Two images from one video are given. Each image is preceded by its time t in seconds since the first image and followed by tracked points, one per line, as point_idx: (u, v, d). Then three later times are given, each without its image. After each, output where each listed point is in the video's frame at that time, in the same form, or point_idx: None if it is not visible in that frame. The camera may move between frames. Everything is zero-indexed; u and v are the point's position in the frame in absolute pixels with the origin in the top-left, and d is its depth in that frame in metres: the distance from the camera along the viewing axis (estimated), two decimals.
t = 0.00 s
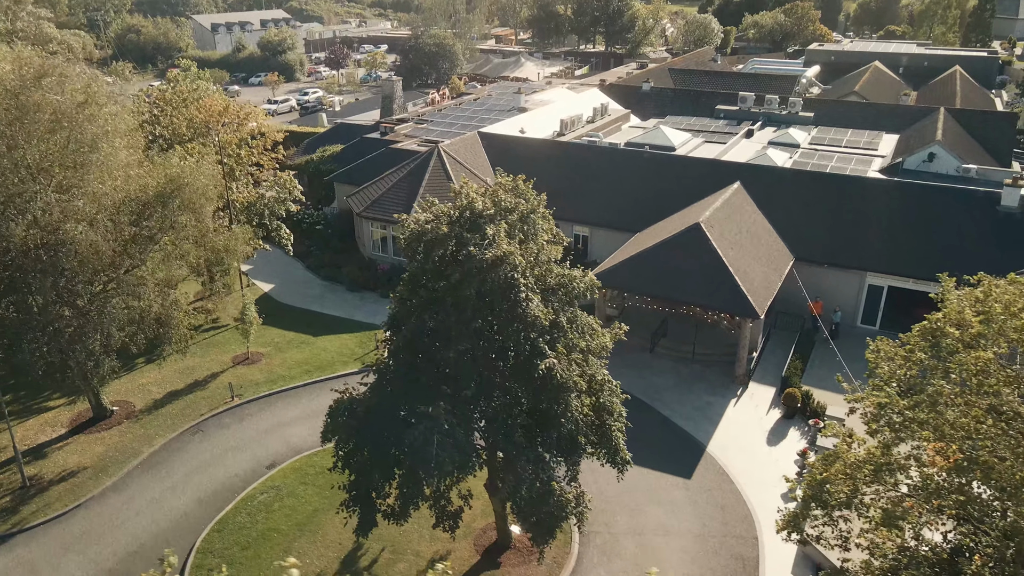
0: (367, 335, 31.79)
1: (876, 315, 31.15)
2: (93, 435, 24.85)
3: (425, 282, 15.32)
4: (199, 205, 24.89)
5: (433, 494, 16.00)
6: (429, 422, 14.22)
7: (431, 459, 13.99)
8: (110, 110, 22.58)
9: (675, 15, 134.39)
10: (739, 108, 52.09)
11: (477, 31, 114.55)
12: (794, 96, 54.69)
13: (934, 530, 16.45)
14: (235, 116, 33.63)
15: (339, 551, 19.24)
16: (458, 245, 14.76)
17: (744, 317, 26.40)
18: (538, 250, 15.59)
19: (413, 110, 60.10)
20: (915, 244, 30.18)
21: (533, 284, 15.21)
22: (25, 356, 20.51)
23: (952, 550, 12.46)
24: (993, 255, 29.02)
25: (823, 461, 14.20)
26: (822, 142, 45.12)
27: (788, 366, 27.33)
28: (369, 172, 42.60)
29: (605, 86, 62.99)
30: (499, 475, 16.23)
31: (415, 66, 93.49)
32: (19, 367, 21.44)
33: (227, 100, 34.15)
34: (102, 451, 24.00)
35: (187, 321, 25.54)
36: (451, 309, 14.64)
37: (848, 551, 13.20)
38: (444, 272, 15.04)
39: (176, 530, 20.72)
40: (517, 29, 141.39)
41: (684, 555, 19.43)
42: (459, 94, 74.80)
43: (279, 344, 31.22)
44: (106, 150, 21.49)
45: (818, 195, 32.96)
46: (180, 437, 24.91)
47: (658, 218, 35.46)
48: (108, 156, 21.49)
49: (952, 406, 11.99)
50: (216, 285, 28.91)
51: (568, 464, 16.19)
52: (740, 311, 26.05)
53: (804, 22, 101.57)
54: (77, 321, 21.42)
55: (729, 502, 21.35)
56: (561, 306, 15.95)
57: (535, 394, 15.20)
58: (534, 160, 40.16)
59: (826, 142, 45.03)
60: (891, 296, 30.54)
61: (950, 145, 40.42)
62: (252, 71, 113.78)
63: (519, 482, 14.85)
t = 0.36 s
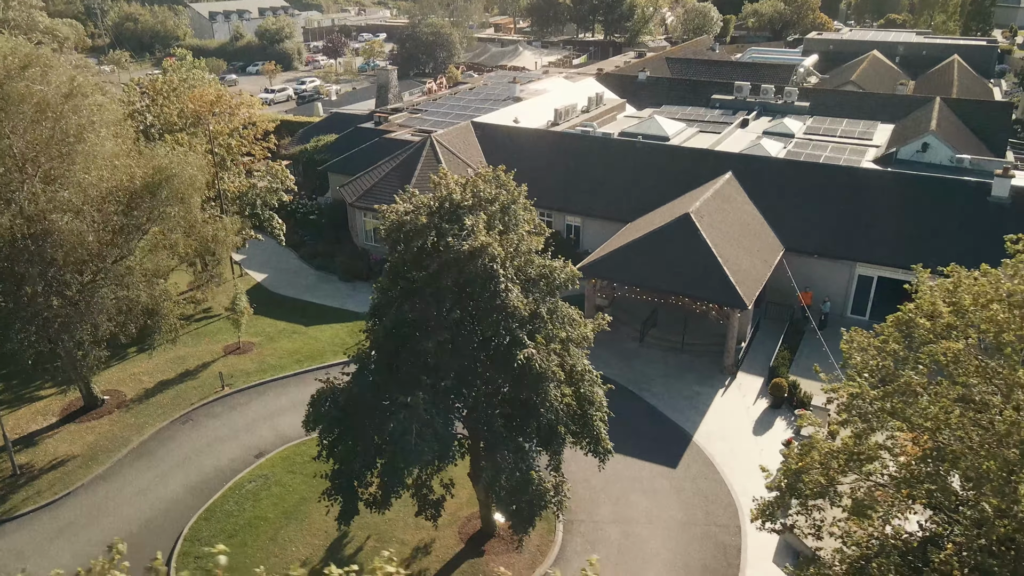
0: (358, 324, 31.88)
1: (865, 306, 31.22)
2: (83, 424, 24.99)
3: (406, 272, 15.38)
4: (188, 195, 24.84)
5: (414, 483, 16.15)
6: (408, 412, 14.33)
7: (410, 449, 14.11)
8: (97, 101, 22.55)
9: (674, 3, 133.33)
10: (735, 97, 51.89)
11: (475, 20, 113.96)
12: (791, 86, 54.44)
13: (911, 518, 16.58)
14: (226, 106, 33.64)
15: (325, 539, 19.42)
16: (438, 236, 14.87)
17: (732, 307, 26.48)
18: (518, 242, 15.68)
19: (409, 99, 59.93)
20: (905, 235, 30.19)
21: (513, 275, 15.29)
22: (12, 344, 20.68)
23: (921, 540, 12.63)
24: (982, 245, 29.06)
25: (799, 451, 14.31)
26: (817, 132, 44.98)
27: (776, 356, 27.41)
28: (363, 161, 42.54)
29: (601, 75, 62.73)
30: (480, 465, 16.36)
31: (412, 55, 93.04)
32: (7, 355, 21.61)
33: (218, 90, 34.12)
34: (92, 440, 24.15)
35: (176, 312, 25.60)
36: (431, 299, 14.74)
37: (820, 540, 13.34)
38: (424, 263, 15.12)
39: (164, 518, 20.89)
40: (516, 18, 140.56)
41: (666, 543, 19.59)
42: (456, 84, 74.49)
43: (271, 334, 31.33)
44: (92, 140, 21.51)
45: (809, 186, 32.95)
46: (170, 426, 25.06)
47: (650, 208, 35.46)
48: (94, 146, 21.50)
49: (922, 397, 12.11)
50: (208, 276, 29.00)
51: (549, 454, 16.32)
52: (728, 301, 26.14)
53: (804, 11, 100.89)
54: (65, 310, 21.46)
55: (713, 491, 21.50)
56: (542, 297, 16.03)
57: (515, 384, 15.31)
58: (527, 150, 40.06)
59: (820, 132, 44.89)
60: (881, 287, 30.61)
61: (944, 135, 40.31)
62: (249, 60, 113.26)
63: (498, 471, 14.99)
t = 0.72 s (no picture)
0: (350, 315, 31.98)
1: (855, 297, 31.28)
2: (74, 413, 25.16)
3: (386, 263, 15.47)
4: (175, 186, 24.90)
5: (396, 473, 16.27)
6: (388, 402, 14.41)
7: (388, 438, 14.26)
8: (78, 93, 22.89)
9: None
10: (730, 87, 51.73)
11: (473, 9, 113.36)
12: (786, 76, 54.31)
13: (887, 506, 16.73)
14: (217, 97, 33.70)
15: (311, 528, 19.59)
16: (416, 227, 14.97)
17: (720, 298, 26.56)
18: (499, 233, 15.77)
19: (404, 89, 59.80)
20: (895, 226, 30.23)
21: (494, 266, 15.40)
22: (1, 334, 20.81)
23: (892, 528, 12.79)
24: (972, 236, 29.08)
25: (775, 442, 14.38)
26: (812, 122, 44.87)
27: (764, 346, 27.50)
28: (356, 152, 42.49)
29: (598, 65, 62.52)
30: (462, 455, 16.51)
31: (409, 44, 92.62)
32: None
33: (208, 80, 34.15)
34: (83, 430, 24.32)
35: (166, 303, 25.66)
36: (410, 290, 14.84)
37: (793, 529, 13.50)
38: (403, 255, 15.21)
39: (152, 507, 21.08)
40: (515, 7, 139.89)
41: (649, 532, 19.77)
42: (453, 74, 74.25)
43: (262, 324, 31.45)
44: (76, 131, 21.77)
45: (801, 177, 32.94)
46: (160, 416, 25.23)
47: (641, 198, 35.48)
48: (78, 136, 21.67)
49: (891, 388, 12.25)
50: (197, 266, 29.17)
51: (530, 443, 16.44)
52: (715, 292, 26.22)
53: None
54: (53, 300, 21.64)
55: (697, 480, 21.66)
56: (523, 288, 16.13)
57: (496, 375, 15.45)
58: (519, 140, 39.96)
59: (815, 122, 44.81)
60: (871, 278, 30.69)
61: (938, 126, 40.22)
62: (247, 50, 112.87)
63: (478, 460, 15.13)
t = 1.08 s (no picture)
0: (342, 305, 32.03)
1: (845, 288, 31.33)
2: (64, 403, 25.30)
3: (367, 254, 15.55)
4: (163, 177, 24.86)
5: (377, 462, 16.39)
6: (367, 393, 14.51)
7: (368, 428, 14.37)
8: (66, 84, 22.72)
9: None
10: (726, 77, 51.55)
11: None
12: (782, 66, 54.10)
13: (864, 495, 16.87)
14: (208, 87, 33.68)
15: (296, 517, 19.74)
16: (396, 219, 15.03)
17: (708, 289, 26.61)
18: (479, 224, 15.82)
19: (400, 79, 59.62)
20: (885, 216, 30.23)
21: (474, 257, 15.46)
22: None
23: (865, 517, 12.92)
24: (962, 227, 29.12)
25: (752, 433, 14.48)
26: (806, 113, 44.74)
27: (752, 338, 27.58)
28: (349, 142, 42.44)
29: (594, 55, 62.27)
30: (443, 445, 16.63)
31: (406, 34, 92.07)
32: None
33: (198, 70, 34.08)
34: (72, 419, 24.46)
35: (155, 294, 25.82)
36: (389, 282, 14.91)
37: (767, 518, 13.64)
38: (383, 246, 15.27)
39: (140, 496, 21.23)
40: None
41: (633, 521, 19.93)
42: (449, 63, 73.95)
43: (254, 314, 31.53)
44: (61, 124, 21.61)
45: (792, 168, 32.91)
46: (149, 405, 25.37)
47: (633, 189, 35.45)
48: (63, 128, 21.54)
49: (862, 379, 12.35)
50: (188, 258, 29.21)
51: (511, 433, 16.55)
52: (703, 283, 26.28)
53: None
54: (41, 292, 21.77)
55: (681, 470, 21.80)
56: (504, 280, 16.19)
57: (476, 366, 15.54)
58: (511, 131, 39.86)
59: (810, 113, 44.68)
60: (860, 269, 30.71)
61: (932, 116, 40.14)
62: (244, 39, 112.27)
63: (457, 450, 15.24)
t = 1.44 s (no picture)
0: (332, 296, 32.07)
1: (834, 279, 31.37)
2: (54, 392, 25.41)
3: (347, 244, 15.59)
4: (151, 167, 24.88)
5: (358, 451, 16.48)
6: (346, 382, 14.59)
7: (347, 417, 14.46)
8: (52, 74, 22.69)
9: None
10: (721, 68, 51.37)
11: None
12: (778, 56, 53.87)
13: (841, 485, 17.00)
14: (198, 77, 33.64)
15: (281, 505, 19.86)
16: (375, 209, 15.08)
17: (696, 279, 26.64)
18: (459, 215, 15.87)
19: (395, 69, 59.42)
20: (875, 208, 30.23)
21: (454, 247, 15.52)
22: None
23: (836, 505, 13.02)
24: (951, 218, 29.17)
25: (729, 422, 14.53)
26: (801, 103, 44.61)
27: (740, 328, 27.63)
28: (342, 132, 42.35)
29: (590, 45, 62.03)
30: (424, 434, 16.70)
31: (403, 24, 91.71)
32: None
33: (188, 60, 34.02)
34: (61, 409, 24.57)
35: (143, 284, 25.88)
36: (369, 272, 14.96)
37: (740, 506, 13.75)
38: (362, 237, 15.33)
39: (127, 485, 21.36)
40: None
41: (615, 509, 20.07)
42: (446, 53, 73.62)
43: (245, 304, 31.60)
44: (47, 113, 21.60)
45: (784, 158, 32.87)
46: (138, 395, 25.48)
47: (624, 179, 35.38)
48: (49, 118, 21.53)
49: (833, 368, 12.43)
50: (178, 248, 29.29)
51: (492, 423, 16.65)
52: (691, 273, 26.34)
53: None
54: (28, 281, 21.73)
55: (666, 459, 21.92)
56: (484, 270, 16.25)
57: (456, 355, 15.60)
58: (504, 121, 39.74)
59: (804, 103, 44.56)
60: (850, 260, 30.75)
61: (926, 107, 40.04)
62: (241, 28, 111.77)
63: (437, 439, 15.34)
